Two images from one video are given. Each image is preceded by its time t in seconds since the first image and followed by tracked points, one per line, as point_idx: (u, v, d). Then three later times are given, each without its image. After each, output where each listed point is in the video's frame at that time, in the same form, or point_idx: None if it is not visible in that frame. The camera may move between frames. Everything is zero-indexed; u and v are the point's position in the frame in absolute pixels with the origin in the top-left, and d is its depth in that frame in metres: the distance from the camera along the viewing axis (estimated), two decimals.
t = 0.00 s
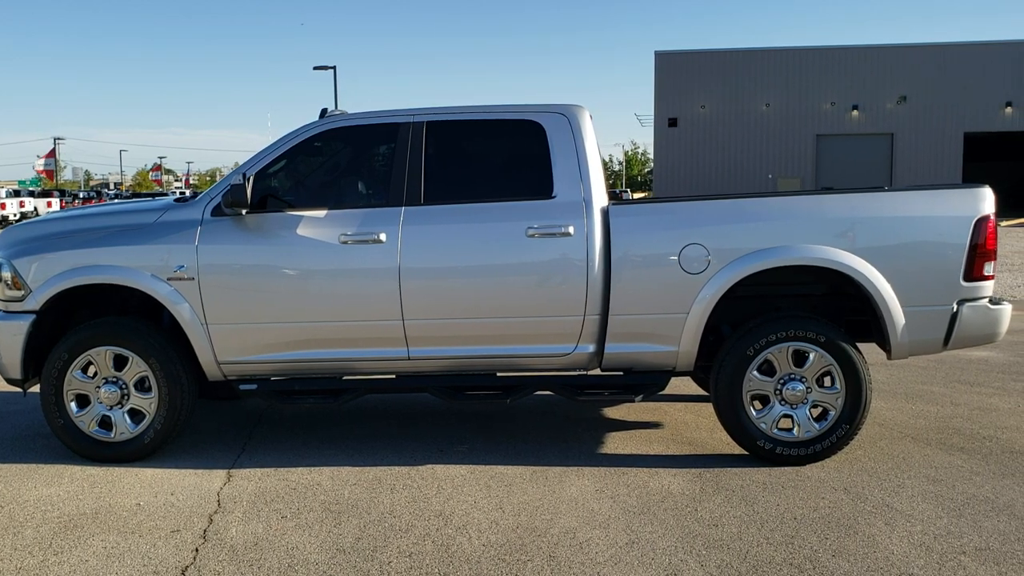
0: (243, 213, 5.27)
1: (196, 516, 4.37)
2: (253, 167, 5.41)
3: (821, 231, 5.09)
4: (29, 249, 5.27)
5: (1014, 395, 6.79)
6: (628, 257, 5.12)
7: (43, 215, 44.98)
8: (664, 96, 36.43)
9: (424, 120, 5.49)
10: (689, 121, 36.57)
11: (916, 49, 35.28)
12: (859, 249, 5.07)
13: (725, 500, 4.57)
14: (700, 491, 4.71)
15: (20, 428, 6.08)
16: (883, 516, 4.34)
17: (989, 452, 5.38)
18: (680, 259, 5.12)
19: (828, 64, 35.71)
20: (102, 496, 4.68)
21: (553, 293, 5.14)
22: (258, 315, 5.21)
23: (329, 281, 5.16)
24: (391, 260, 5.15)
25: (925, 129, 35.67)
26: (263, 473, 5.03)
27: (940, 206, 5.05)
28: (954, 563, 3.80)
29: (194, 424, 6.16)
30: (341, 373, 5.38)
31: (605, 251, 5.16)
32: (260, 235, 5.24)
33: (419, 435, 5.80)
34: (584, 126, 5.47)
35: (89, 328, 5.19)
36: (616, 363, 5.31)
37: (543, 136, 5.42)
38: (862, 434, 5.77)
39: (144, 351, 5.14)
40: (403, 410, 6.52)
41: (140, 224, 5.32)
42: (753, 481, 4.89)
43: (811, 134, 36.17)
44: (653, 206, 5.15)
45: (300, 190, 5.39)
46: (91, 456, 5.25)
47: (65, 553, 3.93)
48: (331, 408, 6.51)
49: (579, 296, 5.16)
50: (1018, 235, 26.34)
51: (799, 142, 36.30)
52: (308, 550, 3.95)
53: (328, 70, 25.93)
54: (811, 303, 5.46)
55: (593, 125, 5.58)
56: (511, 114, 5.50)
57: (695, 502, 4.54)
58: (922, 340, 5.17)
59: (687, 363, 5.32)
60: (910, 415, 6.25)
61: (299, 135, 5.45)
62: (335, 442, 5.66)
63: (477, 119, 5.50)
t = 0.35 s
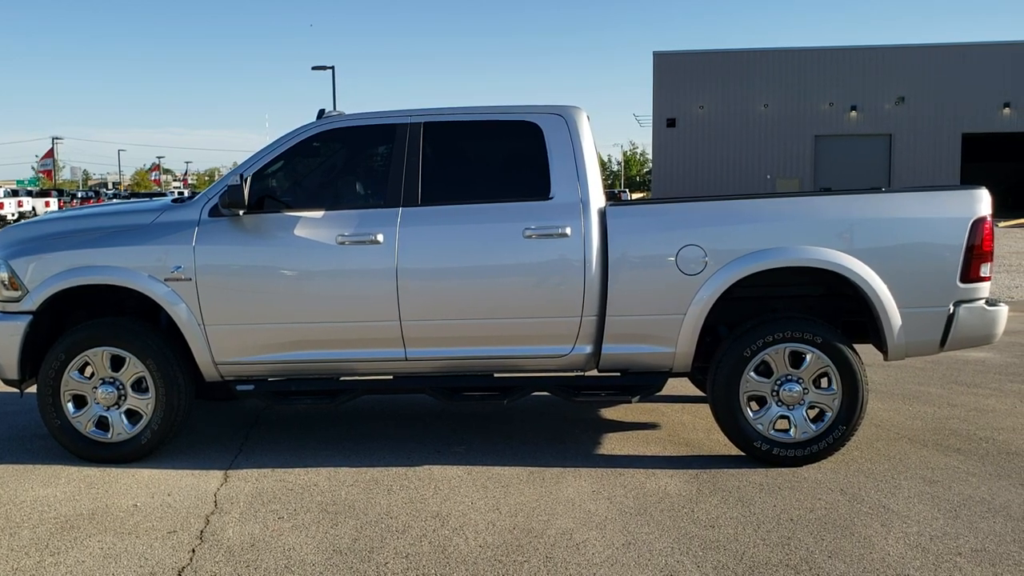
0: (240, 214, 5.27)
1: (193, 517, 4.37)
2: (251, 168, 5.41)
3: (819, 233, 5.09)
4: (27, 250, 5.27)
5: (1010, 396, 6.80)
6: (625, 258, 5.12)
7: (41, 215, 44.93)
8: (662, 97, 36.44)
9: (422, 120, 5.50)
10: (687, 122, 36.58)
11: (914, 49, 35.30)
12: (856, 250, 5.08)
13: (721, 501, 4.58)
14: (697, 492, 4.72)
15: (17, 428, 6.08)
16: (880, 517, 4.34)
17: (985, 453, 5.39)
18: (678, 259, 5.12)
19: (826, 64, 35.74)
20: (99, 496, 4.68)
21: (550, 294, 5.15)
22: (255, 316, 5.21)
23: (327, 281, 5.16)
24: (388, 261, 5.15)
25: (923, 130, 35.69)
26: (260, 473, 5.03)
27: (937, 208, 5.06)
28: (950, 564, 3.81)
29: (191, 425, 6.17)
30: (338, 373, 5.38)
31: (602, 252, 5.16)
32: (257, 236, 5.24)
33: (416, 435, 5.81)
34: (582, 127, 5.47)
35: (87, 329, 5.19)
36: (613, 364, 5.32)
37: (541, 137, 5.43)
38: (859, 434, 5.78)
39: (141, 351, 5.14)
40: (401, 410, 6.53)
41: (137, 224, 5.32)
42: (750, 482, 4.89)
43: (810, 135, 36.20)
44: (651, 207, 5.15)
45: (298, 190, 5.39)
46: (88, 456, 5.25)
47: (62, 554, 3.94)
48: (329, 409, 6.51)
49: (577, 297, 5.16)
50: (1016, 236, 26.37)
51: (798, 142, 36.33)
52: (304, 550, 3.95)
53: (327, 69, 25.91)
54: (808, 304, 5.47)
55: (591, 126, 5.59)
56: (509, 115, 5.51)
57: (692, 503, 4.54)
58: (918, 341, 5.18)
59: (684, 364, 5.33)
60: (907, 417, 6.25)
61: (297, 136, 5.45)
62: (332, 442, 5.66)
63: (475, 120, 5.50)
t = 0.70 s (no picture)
0: (236, 214, 5.26)
1: (189, 517, 4.37)
2: (247, 168, 5.41)
3: (815, 233, 5.09)
4: (23, 250, 5.27)
5: (1006, 396, 6.81)
6: (621, 258, 5.12)
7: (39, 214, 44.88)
8: (660, 97, 36.45)
9: (419, 120, 5.50)
10: (685, 121, 36.58)
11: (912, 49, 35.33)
12: (851, 250, 5.08)
13: (717, 501, 4.58)
14: (693, 492, 4.72)
15: (13, 428, 6.08)
16: (875, 517, 4.35)
17: (981, 452, 5.40)
18: (674, 259, 5.13)
19: (824, 64, 35.76)
20: (95, 496, 4.68)
21: (547, 294, 5.15)
22: (251, 316, 5.21)
23: (323, 281, 5.16)
24: (384, 261, 5.15)
25: (921, 130, 35.72)
26: (256, 473, 5.03)
27: (932, 208, 5.06)
28: (945, 564, 3.81)
29: (188, 425, 6.16)
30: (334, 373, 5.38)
31: (599, 252, 5.16)
32: (253, 236, 5.24)
33: (413, 435, 5.81)
34: (578, 127, 5.47)
35: (82, 329, 5.19)
36: (609, 364, 5.32)
37: (537, 137, 5.43)
38: (855, 434, 5.79)
39: (137, 351, 5.14)
40: (398, 410, 6.53)
41: (133, 224, 5.31)
42: (746, 482, 4.89)
43: (808, 135, 36.22)
44: (647, 207, 5.15)
45: (294, 190, 5.39)
46: (84, 457, 5.24)
47: (56, 554, 3.93)
48: (326, 409, 6.52)
49: (573, 297, 5.16)
50: (1013, 236, 26.35)
51: (796, 142, 36.34)
52: (300, 551, 3.95)
53: (325, 69, 25.91)
54: (804, 304, 5.47)
55: (587, 126, 5.59)
56: (505, 115, 5.51)
57: (687, 503, 4.54)
58: (915, 341, 5.18)
59: (680, 364, 5.33)
60: (903, 417, 6.26)
61: (294, 136, 5.45)
62: (329, 442, 5.67)
63: (471, 120, 5.50)
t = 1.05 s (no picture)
0: (229, 214, 5.26)
1: (181, 518, 4.37)
2: (240, 168, 5.41)
3: (807, 233, 5.10)
4: (16, 250, 5.26)
5: (999, 395, 6.83)
6: (615, 258, 5.13)
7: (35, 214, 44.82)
8: (657, 97, 36.48)
9: (412, 121, 5.50)
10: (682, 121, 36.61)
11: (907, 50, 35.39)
12: (844, 250, 5.09)
13: (710, 501, 4.59)
14: (685, 492, 4.73)
15: (7, 429, 6.07)
16: (867, 517, 4.36)
17: (973, 452, 5.41)
18: (667, 260, 5.13)
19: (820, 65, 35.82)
20: (87, 497, 4.68)
21: (540, 294, 5.15)
22: (245, 316, 5.21)
23: (316, 281, 5.16)
24: (377, 261, 5.15)
25: (917, 130, 35.78)
26: (249, 474, 5.03)
27: (924, 208, 5.07)
28: (936, 564, 3.82)
29: (182, 425, 6.16)
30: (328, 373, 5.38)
31: (592, 252, 5.17)
32: (246, 236, 5.24)
33: (407, 435, 5.82)
34: (571, 128, 5.48)
35: (75, 329, 5.18)
36: (603, 364, 5.32)
37: (531, 138, 5.43)
38: (848, 434, 5.80)
39: (130, 352, 5.14)
40: (392, 411, 6.53)
41: (127, 224, 5.31)
42: (739, 482, 4.90)
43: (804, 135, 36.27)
44: (640, 207, 5.16)
45: (287, 190, 5.39)
46: (77, 457, 5.24)
47: (48, 555, 3.93)
48: (321, 409, 6.52)
49: (566, 298, 5.17)
50: (1008, 236, 26.39)
51: (792, 142, 36.39)
52: (292, 551, 3.95)
53: (321, 68, 25.90)
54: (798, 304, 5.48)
55: (580, 127, 5.60)
56: (499, 116, 5.51)
57: (680, 503, 4.55)
58: (907, 341, 5.19)
59: (673, 364, 5.34)
60: (897, 417, 6.27)
61: (287, 136, 5.45)
62: (323, 443, 5.67)
63: (464, 121, 5.50)
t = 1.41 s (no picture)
0: (224, 214, 5.26)
1: (175, 518, 4.36)
2: (235, 168, 5.41)
3: (802, 233, 5.11)
4: (11, 250, 5.26)
5: (994, 396, 6.85)
6: (610, 259, 5.13)
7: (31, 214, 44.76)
8: (654, 97, 36.51)
9: (407, 121, 5.50)
10: (679, 122, 36.64)
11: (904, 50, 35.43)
12: (838, 251, 5.10)
13: (704, 501, 4.60)
14: (680, 492, 4.73)
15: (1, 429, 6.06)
16: (861, 517, 4.36)
17: (967, 452, 5.42)
18: (662, 260, 5.14)
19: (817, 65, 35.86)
20: (82, 497, 4.67)
21: (534, 294, 5.16)
22: (239, 316, 5.21)
23: (311, 282, 5.16)
24: (372, 261, 5.15)
25: (914, 130, 35.82)
26: (244, 474, 5.03)
27: (918, 209, 5.08)
28: (929, 563, 3.83)
29: (177, 425, 6.15)
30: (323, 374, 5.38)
31: (587, 252, 5.17)
32: (241, 236, 5.24)
33: (402, 435, 5.82)
34: (566, 128, 5.48)
35: (70, 329, 5.18)
36: (598, 364, 5.33)
37: (526, 138, 5.44)
38: (843, 434, 5.81)
39: (125, 352, 5.13)
40: (388, 411, 6.54)
41: (122, 224, 5.31)
42: (733, 482, 4.91)
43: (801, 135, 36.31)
44: (635, 207, 5.17)
45: (282, 190, 5.39)
46: (71, 458, 5.23)
47: (42, 555, 3.93)
48: (316, 410, 6.52)
49: (561, 298, 5.17)
50: (1004, 236, 26.42)
51: (789, 143, 36.42)
52: (286, 552, 3.95)
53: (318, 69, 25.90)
54: (793, 305, 5.49)
55: (575, 127, 5.60)
56: (494, 116, 5.51)
57: (674, 503, 4.56)
58: (901, 342, 5.20)
59: (668, 364, 5.34)
60: (892, 417, 6.28)
61: (282, 136, 5.44)
62: (318, 443, 5.67)
63: (459, 121, 5.50)
